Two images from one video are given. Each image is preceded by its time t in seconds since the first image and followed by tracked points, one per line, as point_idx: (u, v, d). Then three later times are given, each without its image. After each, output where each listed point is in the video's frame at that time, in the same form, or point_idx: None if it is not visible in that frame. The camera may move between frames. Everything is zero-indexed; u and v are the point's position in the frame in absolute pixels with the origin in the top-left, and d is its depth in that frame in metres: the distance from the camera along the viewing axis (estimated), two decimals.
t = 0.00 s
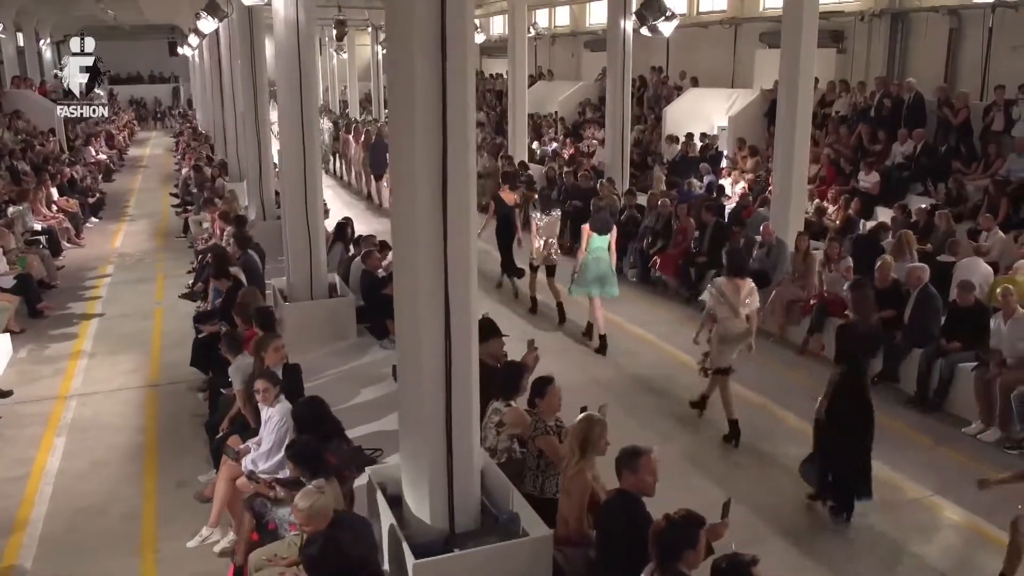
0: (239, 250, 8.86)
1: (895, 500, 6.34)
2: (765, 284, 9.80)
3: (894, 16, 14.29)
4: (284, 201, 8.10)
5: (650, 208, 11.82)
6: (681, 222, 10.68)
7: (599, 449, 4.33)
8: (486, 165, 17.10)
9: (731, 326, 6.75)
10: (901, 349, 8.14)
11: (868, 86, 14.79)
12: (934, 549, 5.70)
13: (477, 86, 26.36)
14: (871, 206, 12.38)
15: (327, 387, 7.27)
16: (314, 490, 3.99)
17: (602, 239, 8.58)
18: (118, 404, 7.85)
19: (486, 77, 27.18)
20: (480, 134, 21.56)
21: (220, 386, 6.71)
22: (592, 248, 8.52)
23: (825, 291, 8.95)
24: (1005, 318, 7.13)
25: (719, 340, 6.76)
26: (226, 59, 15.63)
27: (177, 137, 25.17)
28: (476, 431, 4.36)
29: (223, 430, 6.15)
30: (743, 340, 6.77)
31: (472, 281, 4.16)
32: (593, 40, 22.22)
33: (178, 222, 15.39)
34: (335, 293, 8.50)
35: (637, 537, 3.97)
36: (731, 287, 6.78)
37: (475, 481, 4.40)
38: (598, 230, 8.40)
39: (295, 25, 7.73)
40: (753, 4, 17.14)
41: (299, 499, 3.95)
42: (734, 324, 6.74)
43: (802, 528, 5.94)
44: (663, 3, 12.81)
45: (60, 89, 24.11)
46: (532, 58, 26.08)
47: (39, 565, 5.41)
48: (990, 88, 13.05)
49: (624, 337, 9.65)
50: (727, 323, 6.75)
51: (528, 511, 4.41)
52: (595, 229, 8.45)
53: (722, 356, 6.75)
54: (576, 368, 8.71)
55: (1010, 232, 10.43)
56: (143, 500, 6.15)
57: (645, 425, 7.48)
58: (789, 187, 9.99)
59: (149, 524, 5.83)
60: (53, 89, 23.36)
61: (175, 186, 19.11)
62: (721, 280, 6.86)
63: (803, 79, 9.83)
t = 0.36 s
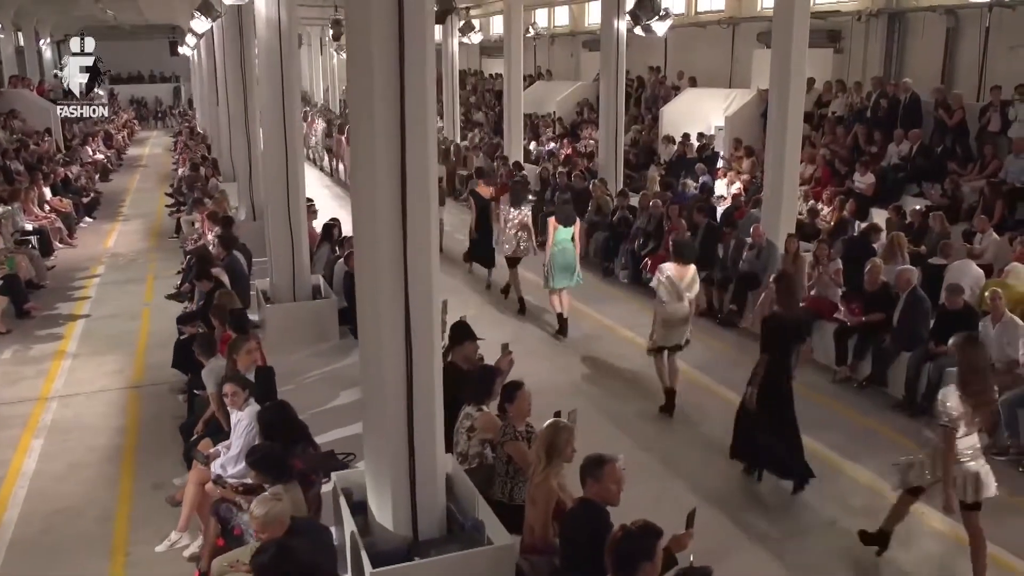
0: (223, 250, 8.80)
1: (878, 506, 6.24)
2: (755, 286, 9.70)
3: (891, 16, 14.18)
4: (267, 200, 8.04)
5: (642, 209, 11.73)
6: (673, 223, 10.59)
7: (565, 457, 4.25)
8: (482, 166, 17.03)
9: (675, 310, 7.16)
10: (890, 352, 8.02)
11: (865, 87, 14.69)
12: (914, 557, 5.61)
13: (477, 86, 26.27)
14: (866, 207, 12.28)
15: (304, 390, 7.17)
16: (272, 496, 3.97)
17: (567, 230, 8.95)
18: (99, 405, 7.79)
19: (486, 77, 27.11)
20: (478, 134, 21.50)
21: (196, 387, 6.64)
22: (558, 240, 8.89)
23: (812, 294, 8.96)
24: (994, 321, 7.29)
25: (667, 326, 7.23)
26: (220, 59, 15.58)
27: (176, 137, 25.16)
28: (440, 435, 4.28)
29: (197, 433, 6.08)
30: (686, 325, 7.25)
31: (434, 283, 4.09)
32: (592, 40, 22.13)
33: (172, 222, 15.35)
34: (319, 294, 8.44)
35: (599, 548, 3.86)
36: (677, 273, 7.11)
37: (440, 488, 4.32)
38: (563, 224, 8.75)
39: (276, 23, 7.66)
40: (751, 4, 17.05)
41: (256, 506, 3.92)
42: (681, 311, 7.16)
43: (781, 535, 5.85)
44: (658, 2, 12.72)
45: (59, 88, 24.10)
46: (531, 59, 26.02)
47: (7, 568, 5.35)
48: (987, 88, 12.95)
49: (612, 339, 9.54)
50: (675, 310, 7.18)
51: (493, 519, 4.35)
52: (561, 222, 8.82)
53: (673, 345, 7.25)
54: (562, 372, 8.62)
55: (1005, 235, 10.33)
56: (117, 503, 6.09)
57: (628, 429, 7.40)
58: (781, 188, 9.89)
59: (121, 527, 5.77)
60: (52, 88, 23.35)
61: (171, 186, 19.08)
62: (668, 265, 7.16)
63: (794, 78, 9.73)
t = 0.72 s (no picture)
0: (208, 250, 8.74)
1: (859, 513, 6.14)
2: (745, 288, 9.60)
3: (890, 16, 14.07)
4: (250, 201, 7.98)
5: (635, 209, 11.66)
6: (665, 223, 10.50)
7: (530, 463, 4.20)
8: (478, 165, 16.98)
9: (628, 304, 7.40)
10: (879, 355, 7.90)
11: (863, 87, 14.59)
12: (893, 565, 5.52)
13: (477, 85, 26.20)
14: (862, 208, 12.18)
15: (283, 392, 7.09)
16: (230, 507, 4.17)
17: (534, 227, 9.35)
18: (80, 406, 7.74)
19: (486, 77, 27.07)
20: (477, 134, 21.45)
21: (173, 388, 6.58)
22: (525, 239, 9.31)
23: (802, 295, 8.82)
24: (982, 325, 7.01)
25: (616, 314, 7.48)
26: (215, 58, 15.55)
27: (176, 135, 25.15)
28: (403, 440, 4.21)
29: (171, 434, 6.03)
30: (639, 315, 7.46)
31: (395, 285, 4.02)
32: (592, 40, 22.05)
33: (166, 221, 15.33)
34: (303, 295, 8.39)
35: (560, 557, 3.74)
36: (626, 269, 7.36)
37: (402, 494, 4.26)
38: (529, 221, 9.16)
39: (259, 21, 7.62)
40: (749, 3, 16.95)
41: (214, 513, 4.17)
42: (630, 304, 7.38)
43: (761, 544, 5.76)
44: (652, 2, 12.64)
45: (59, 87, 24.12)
46: (532, 58, 25.96)
47: None
48: (984, 89, 12.84)
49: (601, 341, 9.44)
50: (623, 303, 7.41)
51: (456, 526, 4.25)
52: (527, 220, 9.22)
53: (619, 332, 7.47)
54: (548, 374, 8.55)
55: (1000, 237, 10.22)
56: (91, 506, 6.04)
57: (611, 434, 7.34)
58: (772, 189, 9.80)
59: (92, 530, 5.72)
60: (52, 87, 23.36)
61: (169, 184, 19.05)
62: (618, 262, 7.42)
63: (786, 78, 9.64)
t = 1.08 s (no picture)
0: (197, 251, 8.70)
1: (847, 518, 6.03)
2: (740, 290, 9.50)
3: (891, 15, 13.94)
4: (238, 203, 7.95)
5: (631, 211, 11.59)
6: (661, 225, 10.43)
7: (501, 471, 4.14)
8: (478, 166, 16.93)
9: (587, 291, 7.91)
10: (873, 359, 7.78)
11: (864, 87, 14.46)
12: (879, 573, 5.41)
13: (480, 86, 26.18)
14: (862, 209, 12.06)
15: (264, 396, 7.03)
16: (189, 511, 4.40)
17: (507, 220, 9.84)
18: (66, 408, 7.72)
19: (490, 77, 27.02)
20: (479, 134, 21.40)
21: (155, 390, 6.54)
22: (499, 231, 9.78)
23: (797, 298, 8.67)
24: (978, 329, 6.88)
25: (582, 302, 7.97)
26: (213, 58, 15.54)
27: (180, 136, 25.20)
28: (370, 445, 4.16)
29: (150, 438, 5.98)
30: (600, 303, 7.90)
31: (360, 287, 3.96)
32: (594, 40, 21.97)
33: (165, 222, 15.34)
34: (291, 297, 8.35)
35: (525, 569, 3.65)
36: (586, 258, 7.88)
37: (371, 500, 4.20)
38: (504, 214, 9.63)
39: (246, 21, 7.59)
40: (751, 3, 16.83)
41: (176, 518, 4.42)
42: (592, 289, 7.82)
43: (745, 552, 5.66)
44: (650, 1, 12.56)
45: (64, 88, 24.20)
46: (535, 58, 25.91)
47: None
48: (986, 89, 12.71)
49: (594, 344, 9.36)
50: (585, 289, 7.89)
51: (425, 535, 4.18)
52: (502, 212, 9.70)
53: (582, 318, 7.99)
54: (538, 378, 8.47)
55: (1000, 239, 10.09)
56: (70, 510, 6.01)
57: (598, 438, 7.27)
58: (767, 189, 9.71)
59: (70, 534, 5.69)
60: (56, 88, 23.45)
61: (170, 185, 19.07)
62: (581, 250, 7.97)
63: (782, 78, 9.54)
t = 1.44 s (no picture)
0: (189, 249, 8.67)
1: (834, 522, 5.93)
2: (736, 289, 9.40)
3: (895, 12, 13.77)
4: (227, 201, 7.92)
5: (628, 209, 11.50)
6: (658, 224, 10.34)
7: (469, 473, 4.06)
8: (480, 164, 16.86)
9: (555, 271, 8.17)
10: (865, 361, 7.65)
11: (868, 84, 14.30)
12: None
13: (486, 84, 26.10)
14: (863, 208, 11.93)
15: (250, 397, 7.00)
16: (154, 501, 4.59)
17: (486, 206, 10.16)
18: (55, 406, 7.72)
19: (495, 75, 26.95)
20: (482, 132, 21.32)
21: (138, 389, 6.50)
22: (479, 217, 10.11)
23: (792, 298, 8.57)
24: (976, 331, 6.88)
25: (552, 279, 8.28)
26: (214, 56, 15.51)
27: (186, 134, 25.23)
28: (338, 444, 4.11)
29: (130, 437, 5.94)
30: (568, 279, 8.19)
31: (325, 283, 3.91)
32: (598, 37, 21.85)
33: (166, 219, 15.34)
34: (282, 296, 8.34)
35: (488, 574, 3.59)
36: (555, 238, 8.02)
37: (339, 500, 4.15)
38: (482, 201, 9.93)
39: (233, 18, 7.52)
40: None
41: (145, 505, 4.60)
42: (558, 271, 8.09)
43: (727, 555, 5.58)
44: None
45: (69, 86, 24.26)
46: (540, 56, 25.81)
47: None
48: (990, 86, 12.55)
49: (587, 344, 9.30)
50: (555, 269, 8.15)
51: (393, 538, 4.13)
52: (480, 199, 10.00)
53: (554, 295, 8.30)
54: (529, 377, 8.40)
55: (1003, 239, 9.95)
56: (51, 509, 6.00)
57: (586, 440, 7.20)
58: (764, 187, 9.62)
59: (49, 533, 5.68)
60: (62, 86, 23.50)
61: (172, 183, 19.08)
62: (550, 230, 8.07)
63: (779, 74, 9.42)
